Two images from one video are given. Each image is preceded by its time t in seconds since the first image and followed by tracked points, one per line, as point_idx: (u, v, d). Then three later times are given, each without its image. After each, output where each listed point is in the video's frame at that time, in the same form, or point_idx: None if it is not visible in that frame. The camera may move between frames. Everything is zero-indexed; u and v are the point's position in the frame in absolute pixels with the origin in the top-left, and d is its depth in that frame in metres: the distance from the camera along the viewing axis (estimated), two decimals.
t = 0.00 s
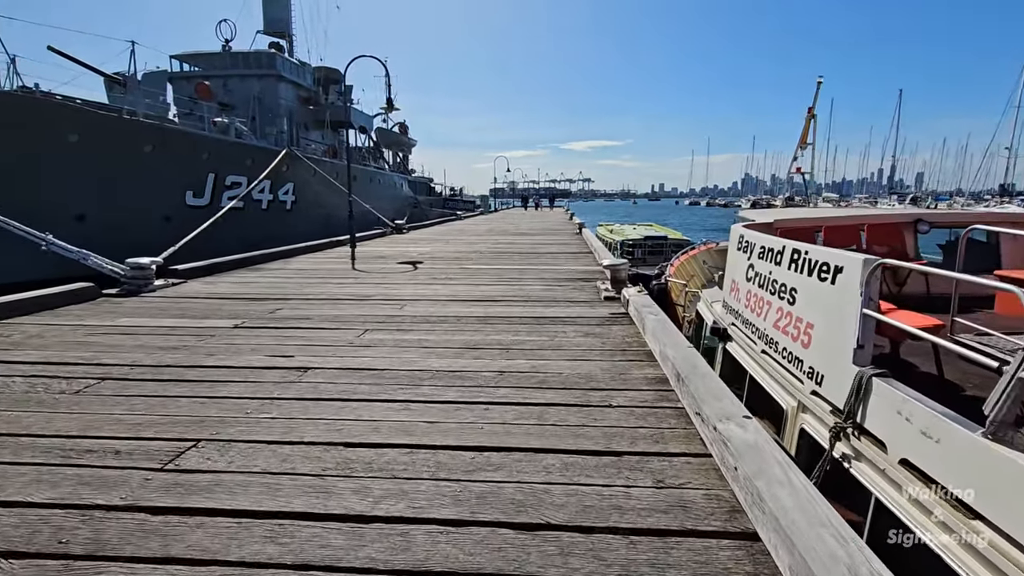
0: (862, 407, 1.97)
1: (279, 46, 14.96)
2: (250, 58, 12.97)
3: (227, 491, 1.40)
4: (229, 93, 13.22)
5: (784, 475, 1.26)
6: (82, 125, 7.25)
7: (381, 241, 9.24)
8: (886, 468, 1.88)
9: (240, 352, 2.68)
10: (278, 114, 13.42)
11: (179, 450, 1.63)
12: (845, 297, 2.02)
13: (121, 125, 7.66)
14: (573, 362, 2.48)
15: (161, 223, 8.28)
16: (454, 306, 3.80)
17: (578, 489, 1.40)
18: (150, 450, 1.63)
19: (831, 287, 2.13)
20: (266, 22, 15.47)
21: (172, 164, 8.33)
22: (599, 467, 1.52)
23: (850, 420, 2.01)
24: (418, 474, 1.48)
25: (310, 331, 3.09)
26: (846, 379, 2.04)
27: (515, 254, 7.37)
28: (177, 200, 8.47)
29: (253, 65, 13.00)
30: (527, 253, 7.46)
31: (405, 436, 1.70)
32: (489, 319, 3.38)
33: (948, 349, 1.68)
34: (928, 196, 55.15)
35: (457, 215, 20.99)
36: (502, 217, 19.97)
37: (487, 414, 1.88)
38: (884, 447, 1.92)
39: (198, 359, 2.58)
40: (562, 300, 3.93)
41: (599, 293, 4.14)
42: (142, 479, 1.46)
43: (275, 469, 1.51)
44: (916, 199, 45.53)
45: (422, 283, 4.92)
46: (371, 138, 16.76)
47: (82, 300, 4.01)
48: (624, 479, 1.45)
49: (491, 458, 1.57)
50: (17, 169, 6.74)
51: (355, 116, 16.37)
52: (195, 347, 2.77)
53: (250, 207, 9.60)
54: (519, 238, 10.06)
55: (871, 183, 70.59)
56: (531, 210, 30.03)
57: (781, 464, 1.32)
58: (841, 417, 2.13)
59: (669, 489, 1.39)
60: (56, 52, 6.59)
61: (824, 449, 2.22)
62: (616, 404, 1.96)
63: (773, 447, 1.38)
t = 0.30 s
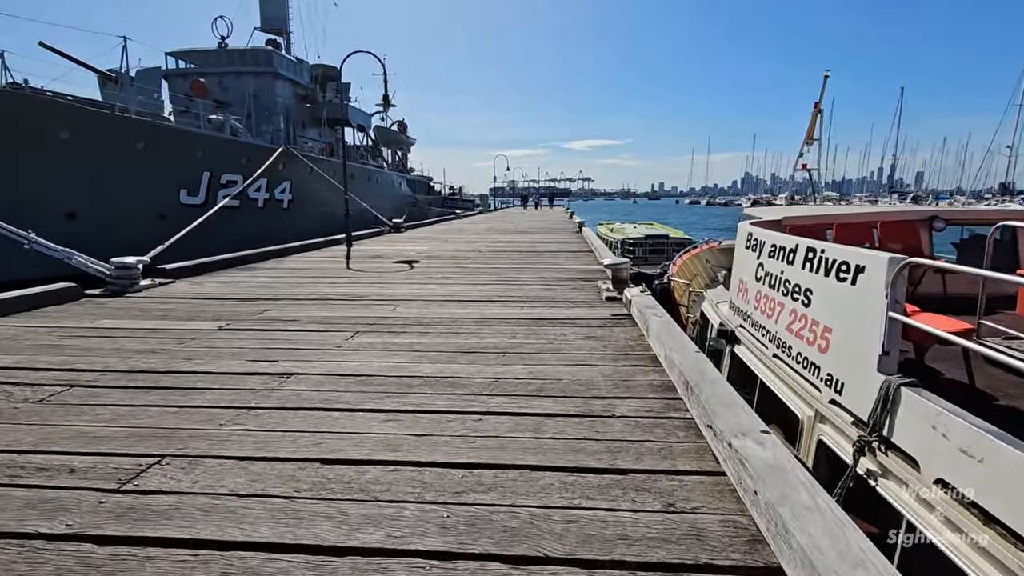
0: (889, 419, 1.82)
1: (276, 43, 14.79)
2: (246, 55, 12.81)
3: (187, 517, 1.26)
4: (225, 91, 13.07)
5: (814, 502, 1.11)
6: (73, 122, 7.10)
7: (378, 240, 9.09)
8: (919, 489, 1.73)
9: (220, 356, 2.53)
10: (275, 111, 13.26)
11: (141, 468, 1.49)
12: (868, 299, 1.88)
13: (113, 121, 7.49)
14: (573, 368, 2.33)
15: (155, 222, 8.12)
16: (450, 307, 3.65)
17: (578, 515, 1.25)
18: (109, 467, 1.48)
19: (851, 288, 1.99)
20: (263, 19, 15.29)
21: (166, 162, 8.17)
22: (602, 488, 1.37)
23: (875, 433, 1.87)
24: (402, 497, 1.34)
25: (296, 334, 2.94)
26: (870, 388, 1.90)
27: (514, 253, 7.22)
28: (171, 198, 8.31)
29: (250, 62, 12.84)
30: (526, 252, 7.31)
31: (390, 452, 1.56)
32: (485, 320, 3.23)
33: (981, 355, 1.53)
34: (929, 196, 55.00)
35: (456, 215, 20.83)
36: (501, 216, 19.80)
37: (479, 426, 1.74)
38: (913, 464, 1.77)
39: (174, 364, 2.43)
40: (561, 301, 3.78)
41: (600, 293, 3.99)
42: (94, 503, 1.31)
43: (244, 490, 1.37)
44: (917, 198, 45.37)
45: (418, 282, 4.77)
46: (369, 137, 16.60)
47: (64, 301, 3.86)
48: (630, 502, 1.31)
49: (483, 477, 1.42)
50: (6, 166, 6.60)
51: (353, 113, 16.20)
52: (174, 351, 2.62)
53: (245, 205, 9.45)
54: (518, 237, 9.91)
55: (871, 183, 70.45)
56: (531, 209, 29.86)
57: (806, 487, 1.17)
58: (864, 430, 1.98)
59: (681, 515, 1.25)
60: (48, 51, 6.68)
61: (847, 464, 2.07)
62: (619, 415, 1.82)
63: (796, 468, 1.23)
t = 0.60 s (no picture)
0: (930, 452, 1.67)
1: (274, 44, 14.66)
2: (245, 56, 12.67)
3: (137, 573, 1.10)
4: (223, 92, 12.92)
5: (863, 565, 0.95)
6: (68, 123, 6.95)
7: (376, 244, 8.92)
8: (969, 539, 1.58)
9: (200, 372, 2.37)
10: (273, 113, 13.12)
11: (94, 509, 1.33)
12: (905, 318, 1.74)
13: (107, 123, 7.33)
14: (577, 386, 2.17)
15: (150, 225, 7.97)
16: (447, 316, 3.48)
17: (583, 572, 1.09)
18: (58, 507, 1.33)
19: (884, 304, 1.85)
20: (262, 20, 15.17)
21: (162, 164, 8.03)
22: (610, 535, 1.21)
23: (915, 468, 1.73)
24: (384, 546, 1.18)
25: (283, 346, 2.77)
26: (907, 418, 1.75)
27: (514, 257, 7.07)
28: (167, 201, 8.16)
29: (248, 63, 12.70)
30: (526, 257, 7.15)
31: (374, 489, 1.40)
32: (484, 331, 3.06)
33: None
34: (931, 199, 54.83)
35: (456, 217, 20.67)
36: (502, 219, 19.64)
37: (474, 457, 1.58)
38: (962, 506, 1.62)
39: (150, 381, 2.27)
40: (562, 310, 3.62)
41: (604, 301, 3.83)
42: (34, 554, 1.16)
43: (205, 539, 1.21)
44: (919, 201, 45.24)
45: (415, 289, 4.61)
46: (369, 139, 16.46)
47: (45, 308, 3.70)
48: (643, 555, 1.15)
49: (477, 521, 1.26)
50: None
51: (352, 115, 16.06)
52: (151, 366, 2.46)
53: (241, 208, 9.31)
54: (518, 241, 9.74)
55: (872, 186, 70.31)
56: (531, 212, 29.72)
57: (851, 545, 1.01)
58: (903, 465, 1.83)
59: (702, 571, 1.09)
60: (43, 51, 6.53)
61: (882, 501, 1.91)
62: (627, 443, 1.66)
63: (835, 520, 1.07)
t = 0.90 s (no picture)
0: (977, 493, 1.52)
1: (278, 51, 14.64)
2: (247, 62, 12.64)
3: None
4: (226, 98, 12.88)
5: None
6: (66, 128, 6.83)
7: (377, 251, 8.81)
8: None
9: (180, 389, 2.23)
10: (275, 119, 13.07)
11: (41, 551, 1.20)
12: (947, 339, 1.62)
13: (107, 128, 7.23)
14: (581, 406, 2.02)
15: (150, 231, 7.88)
16: (444, 328, 3.33)
17: None
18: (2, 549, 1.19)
19: (922, 323, 1.74)
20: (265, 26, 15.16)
21: (162, 170, 7.95)
22: None
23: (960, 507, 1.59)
24: None
25: (270, 360, 2.63)
26: (946, 448, 1.62)
27: (515, 265, 6.92)
28: (166, 206, 8.08)
29: (250, 69, 12.67)
30: (528, 264, 7.00)
31: (354, 530, 1.26)
32: (482, 344, 2.92)
33: None
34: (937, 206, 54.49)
35: (459, 224, 20.58)
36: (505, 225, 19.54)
37: (466, 490, 1.43)
38: (1014, 552, 1.45)
39: (124, 399, 2.13)
40: (565, 321, 3.47)
41: (608, 312, 3.68)
42: None
43: None
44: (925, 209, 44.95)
45: (413, 298, 4.47)
46: (372, 145, 16.41)
47: (31, 317, 3.57)
48: None
49: (466, 572, 1.12)
50: None
51: (356, 121, 16.01)
52: (129, 382, 2.32)
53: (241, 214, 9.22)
54: (521, 248, 9.61)
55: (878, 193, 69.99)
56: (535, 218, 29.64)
57: None
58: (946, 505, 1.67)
59: None
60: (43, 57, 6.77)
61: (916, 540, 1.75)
62: (635, 474, 1.51)
63: None
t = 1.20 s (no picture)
0: None
1: (286, 61, 14.69)
2: (255, 72, 12.67)
3: None
4: (233, 107, 12.89)
5: None
6: (70, 136, 6.75)
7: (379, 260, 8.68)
8: None
9: (154, 409, 2.08)
10: (282, 128, 13.07)
11: None
12: (1000, 367, 1.46)
13: (111, 136, 7.14)
14: (584, 433, 1.85)
15: (154, 240, 7.76)
16: (442, 343, 3.17)
17: None
18: None
19: (968, 348, 1.57)
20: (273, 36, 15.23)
21: (166, 178, 7.85)
22: None
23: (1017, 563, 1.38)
24: None
25: (254, 378, 2.47)
26: (999, 491, 1.44)
27: (520, 276, 6.76)
28: (171, 215, 7.97)
29: (258, 78, 12.69)
30: (533, 275, 6.83)
31: None
32: (481, 360, 2.74)
33: None
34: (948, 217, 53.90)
35: (465, 234, 20.49)
36: (511, 235, 19.42)
37: (452, 534, 1.27)
38: None
39: (94, 419, 1.98)
40: (570, 336, 3.30)
41: (615, 327, 3.51)
42: None
43: None
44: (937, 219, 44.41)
45: (413, 310, 4.32)
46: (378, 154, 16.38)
47: (19, 328, 3.44)
48: None
49: None
50: None
51: (362, 131, 16.01)
52: (102, 401, 2.18)
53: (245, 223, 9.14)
54: (526, 258, 9.46)
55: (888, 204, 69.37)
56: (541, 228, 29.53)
57: None
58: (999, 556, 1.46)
59: None
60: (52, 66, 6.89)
61: None
62: (642, 516, 1.34)
63: None
